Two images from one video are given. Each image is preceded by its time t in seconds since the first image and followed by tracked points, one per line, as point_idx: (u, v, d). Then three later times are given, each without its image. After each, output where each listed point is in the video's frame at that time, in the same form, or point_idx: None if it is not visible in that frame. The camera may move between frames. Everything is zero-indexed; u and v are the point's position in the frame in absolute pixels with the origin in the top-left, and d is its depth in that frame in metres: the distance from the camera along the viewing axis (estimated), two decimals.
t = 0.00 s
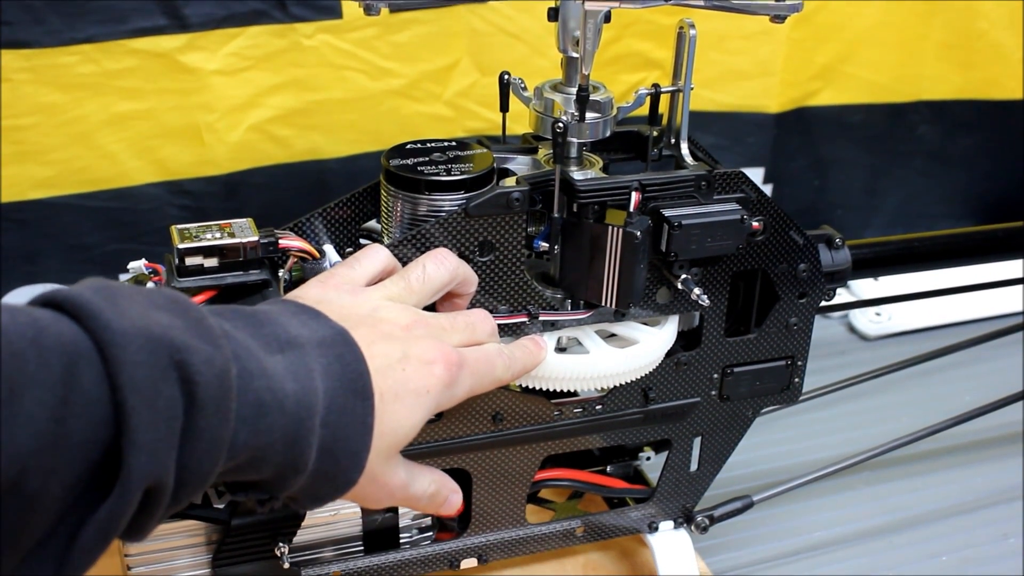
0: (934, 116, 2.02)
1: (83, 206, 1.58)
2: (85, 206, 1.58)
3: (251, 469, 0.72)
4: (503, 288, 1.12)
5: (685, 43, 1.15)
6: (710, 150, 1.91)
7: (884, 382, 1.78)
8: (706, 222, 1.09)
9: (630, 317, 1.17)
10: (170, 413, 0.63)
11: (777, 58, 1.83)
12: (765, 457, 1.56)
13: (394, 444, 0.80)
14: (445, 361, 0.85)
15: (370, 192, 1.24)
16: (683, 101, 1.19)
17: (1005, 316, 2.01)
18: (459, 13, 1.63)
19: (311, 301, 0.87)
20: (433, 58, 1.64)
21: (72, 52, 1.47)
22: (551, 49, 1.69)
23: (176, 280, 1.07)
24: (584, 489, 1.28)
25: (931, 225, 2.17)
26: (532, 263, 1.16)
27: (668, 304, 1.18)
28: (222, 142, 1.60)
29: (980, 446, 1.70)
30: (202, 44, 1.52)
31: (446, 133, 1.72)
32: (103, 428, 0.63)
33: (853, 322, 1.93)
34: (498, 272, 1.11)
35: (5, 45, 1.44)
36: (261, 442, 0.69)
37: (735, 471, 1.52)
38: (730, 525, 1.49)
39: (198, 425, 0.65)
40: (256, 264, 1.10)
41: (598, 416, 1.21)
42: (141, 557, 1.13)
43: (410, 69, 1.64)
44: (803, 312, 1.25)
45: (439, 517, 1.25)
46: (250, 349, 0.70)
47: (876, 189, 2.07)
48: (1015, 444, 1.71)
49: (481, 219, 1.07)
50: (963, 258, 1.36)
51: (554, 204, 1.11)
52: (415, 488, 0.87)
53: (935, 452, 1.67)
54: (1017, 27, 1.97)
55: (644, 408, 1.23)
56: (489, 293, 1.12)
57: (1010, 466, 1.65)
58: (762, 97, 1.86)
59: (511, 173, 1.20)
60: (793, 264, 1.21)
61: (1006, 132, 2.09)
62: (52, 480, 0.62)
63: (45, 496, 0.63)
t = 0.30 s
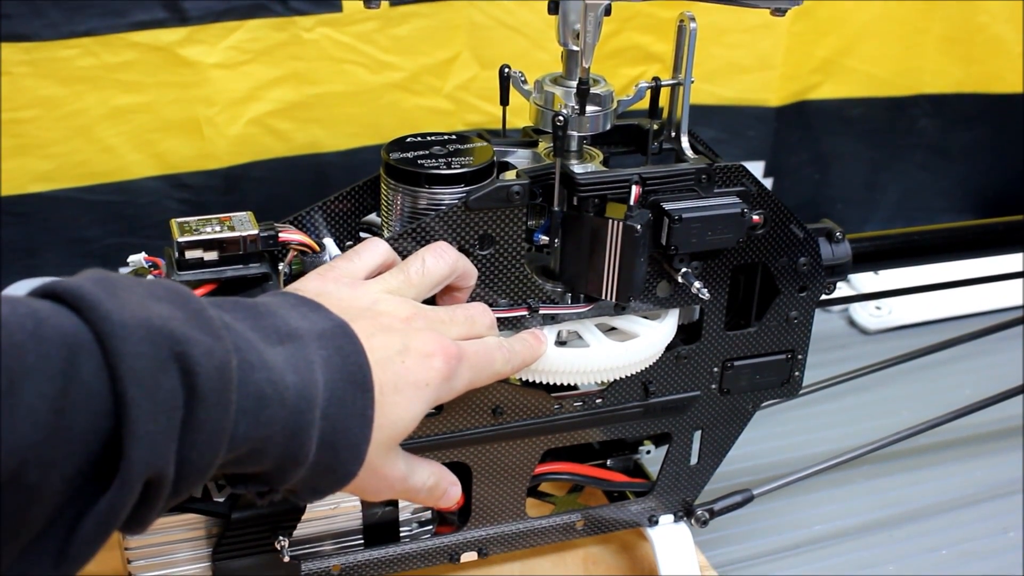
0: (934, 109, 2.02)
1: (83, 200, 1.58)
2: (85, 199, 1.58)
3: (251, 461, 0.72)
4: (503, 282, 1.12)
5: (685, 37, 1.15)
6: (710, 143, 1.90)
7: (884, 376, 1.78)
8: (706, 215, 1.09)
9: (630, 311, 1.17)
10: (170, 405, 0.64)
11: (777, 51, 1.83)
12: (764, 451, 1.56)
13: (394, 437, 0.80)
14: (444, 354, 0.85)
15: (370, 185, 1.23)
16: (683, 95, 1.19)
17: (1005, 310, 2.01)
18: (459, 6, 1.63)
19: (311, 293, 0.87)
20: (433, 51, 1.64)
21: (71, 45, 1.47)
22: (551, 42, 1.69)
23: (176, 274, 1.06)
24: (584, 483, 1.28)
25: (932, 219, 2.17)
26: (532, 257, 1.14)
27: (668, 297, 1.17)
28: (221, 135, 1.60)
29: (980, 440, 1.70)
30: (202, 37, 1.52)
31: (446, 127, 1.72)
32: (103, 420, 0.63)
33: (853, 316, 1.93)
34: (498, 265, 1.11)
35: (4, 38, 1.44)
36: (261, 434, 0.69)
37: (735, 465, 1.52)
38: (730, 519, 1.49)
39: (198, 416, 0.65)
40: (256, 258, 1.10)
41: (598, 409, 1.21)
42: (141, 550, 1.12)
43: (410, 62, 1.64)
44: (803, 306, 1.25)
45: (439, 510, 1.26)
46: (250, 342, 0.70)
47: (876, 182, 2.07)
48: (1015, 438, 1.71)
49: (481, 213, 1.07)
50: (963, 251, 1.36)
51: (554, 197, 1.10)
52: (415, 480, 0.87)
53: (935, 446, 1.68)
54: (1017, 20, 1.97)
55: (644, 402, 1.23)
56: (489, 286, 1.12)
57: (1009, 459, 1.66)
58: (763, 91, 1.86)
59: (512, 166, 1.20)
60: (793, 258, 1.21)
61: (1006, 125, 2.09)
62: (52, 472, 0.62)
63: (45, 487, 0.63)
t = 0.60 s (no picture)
0: (935, 105, 2.02)
1: (83, 195, 1.58)
2: (85, 194, 1.58)
3: (234, 473, 0.69)
4: (502, 278, 1.11)
5: (686, 31, 1.14)
6: (711, 139, 1.90)
7: (884, 372, 1.78)
8: (706, 211, 1.09)
9: (630, 307, 1.17)
10: (144, 417, 0.61)
11: (778, 47, 1.83)
12: (764, 446, 1.56)
13: (378, 451, 0.75)
14: (437, 365, 0.80)
15: (370, 180, 1.23)
16: (683, 90, 1.19)
17: (1006, 306, 2.01)
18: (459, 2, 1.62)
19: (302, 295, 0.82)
20: (433, 47, 1.64)
21: (71, 40, 1.46)
22: (551, 38, 1.69)
23: (176, 269, 1.06)
24: (584, 479, 1.28)
25: (932, 215, 2.17)
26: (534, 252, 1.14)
27: (670, 293, 1.17)
28: (221, 130, 1.59)
29: (980, 436, 1.70)
30: (202, 32, 1.51)
31: (446, 123, 1.72)
32: (77, 430, 0.60)
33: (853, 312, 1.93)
34: (498, 261, 1.11)
35: (4, 33, 1.43)
36: (240, 447, 0.66)
37: (736, 461, 1.52)
38: (731, 515, 1.49)
39: (174, 429, 0.62)
40: (258, 253, 1.09)
41: (599, 405, 1.20)
42: (141, 546, 1.12)
43: (410, 57, 1.64)
44: (804, 302, 1.25)
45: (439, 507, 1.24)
46: (232, 350, 0.66)
47: (877, 179, 2.07)
48: (1015, 434, 1.71)
49: (481, 208, 1.07)
50: (963, 247, 1.36)
51: (554, 192, 1.10)
52: (406, 498, 0.80)
53: (935, 442, 1.68)
54: (1018, 16, 1.97)
55: (644, 397, 1.23)
56: (490, 283, 1.12)
57: (1009, 455, 1.66)
58: (763, 86, 1.86)
59: (512, 161, 1.20)
60: (793, 254, 1.21)
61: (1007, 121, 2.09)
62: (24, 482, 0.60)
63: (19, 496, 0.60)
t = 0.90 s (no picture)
0: (935, 101, 2.02)
1: (83, 192, 1.58)
2: (85, 191, 1.58)
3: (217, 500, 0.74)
4: (502, 274, 1.11)
5: (687, 28, 1.14)
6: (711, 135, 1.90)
7: (884, 369, 1.78)
8: (707, 207, 1.09)
9: (630, 303, 1.17)
10: (137, 460, 0.66)
11: (779, 43, 1.82)
12: (765, 443, 1.56)
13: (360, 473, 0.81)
14: (431, 393, 0.84)
15: (370, 177, 1.23)
16: (684, 87, 1.18)
17: (1006, 303, 2.01)
18: None
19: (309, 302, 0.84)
20: (433, 43, 1.64)
21: (71, 37, 1.46)
22: (552, 34, 1.68)
23: (176, 265, 1.06)
24: (585, 475, 1.28)
25: (933, 212, 2.16)
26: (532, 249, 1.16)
27: (670, 289, 1.17)
28: (220, 127, 1.59)
29: (980, 433, 1.70)
30: (202, 29, 1.51)
31: (446, 119, 1.72)
32: (72, 466, 0.66)
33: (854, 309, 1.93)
34: (498, 257, 1.10)
35: (4, 29, 1.44)
36: (226, 480, 0.71)
37: (736, 458, 1.52)
38: (730, 512, 1.49)
39: (164, 468, 0.68)
40: (257, 250, 1.09)
41: (599, 401, 1.20)
42: (140, 543, 1.12)
43: (410, 54, 1.64)
44: (804, 298, 1.24)
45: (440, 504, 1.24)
46: (225, 386, 0.71)
47: (877, 175, 2.07)
48: (1015, 431, 1.71)
49: (482, 205, 1.06)
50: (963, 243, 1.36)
51: (554, 189, 1.10)
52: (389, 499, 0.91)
53: (935, 439, 1.68)
54: (1019, 12, 1.96)
55: (644, 394, 1.23)
56: (490, 279, 1.11)
57: (1009, 452, 1.66)
58: (763, 83, 1.86)
59: (512, 158, 1.20)
60: (794, 250, 1.21)
61: (1007, 118, 2.09)
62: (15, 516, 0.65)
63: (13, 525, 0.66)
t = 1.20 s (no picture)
0: (935, 99, 2.02)
1: (83, 189, 1.58)
2: (85, 188, 1.58)
3: (205, 506, 0.75)
4: (502, 272, 1.11)
5: (687, 25, 1.14)
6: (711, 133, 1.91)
7: (885, 366, 1.78)
8: (709, 205, 1.09)
9: (630, 301, 1.17)
10: (120, 465, 0.66)
11: (779, 41, 1.82)
12: (766, 440, 1.56)
13: (347, 478, 0.82)
14: (413, 396, 0.86)
15: (371, 174, 1.23)
16: (684, 84, 1.18)
17: (1007, 301, 2.01)
18: None
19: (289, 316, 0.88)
20: (433, 41, 1.64)
21: (71, 34, 1.46)
22: (552, 32, 1.68)
23: (176, 263, 1.06)
24: (585, 473, 1.28)
25: (934, 210, 2.16)
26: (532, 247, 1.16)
27: (670, 287, 1.17)
28: (220, 125, 1.59)
29: (982, 430, 1.70)
30: (201, 26, 1.51)
31: (446, 117, 1.72)
32: (55, 473, 0.66)
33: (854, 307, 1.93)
34: (498, 254, 1.10)
35: (4, 27, 1.43)
36: (211, 485, 0.71)
37: (737, 455, 1.52)
38: (731, 510, 1.49)
39: (147, 474, 0.68)
40: (257, 248, 1.08)
41: (599, 399, 1.21)
42: (141, 540, 1.12)
43: (410, 52, 1.64)
44: (804, 296, 1.24)
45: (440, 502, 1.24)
46: (206, 391, 0.72)
47: (878, 173, 2.07)
48: (1016, 428, 1.71)
49: (482, 202, 1.06)
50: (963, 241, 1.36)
51: (554, 186, 1.09)
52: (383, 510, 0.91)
53: (935, 436, 1.68)
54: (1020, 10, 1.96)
55: (644, 391, 1.22)
56: (489, 277, 1.11)
57: (1010, 449, 1.66)
58: (764, 80, 1.86)
59: (512, 155, 1.20)
60: (795, 248, 1.21)
61: (1008, 116, 2.09)
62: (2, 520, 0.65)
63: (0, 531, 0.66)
